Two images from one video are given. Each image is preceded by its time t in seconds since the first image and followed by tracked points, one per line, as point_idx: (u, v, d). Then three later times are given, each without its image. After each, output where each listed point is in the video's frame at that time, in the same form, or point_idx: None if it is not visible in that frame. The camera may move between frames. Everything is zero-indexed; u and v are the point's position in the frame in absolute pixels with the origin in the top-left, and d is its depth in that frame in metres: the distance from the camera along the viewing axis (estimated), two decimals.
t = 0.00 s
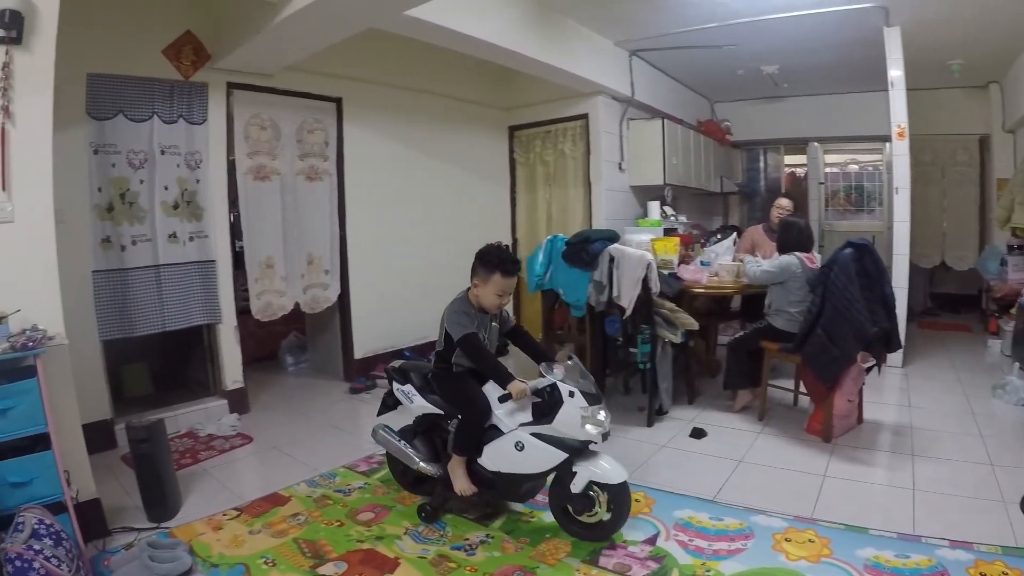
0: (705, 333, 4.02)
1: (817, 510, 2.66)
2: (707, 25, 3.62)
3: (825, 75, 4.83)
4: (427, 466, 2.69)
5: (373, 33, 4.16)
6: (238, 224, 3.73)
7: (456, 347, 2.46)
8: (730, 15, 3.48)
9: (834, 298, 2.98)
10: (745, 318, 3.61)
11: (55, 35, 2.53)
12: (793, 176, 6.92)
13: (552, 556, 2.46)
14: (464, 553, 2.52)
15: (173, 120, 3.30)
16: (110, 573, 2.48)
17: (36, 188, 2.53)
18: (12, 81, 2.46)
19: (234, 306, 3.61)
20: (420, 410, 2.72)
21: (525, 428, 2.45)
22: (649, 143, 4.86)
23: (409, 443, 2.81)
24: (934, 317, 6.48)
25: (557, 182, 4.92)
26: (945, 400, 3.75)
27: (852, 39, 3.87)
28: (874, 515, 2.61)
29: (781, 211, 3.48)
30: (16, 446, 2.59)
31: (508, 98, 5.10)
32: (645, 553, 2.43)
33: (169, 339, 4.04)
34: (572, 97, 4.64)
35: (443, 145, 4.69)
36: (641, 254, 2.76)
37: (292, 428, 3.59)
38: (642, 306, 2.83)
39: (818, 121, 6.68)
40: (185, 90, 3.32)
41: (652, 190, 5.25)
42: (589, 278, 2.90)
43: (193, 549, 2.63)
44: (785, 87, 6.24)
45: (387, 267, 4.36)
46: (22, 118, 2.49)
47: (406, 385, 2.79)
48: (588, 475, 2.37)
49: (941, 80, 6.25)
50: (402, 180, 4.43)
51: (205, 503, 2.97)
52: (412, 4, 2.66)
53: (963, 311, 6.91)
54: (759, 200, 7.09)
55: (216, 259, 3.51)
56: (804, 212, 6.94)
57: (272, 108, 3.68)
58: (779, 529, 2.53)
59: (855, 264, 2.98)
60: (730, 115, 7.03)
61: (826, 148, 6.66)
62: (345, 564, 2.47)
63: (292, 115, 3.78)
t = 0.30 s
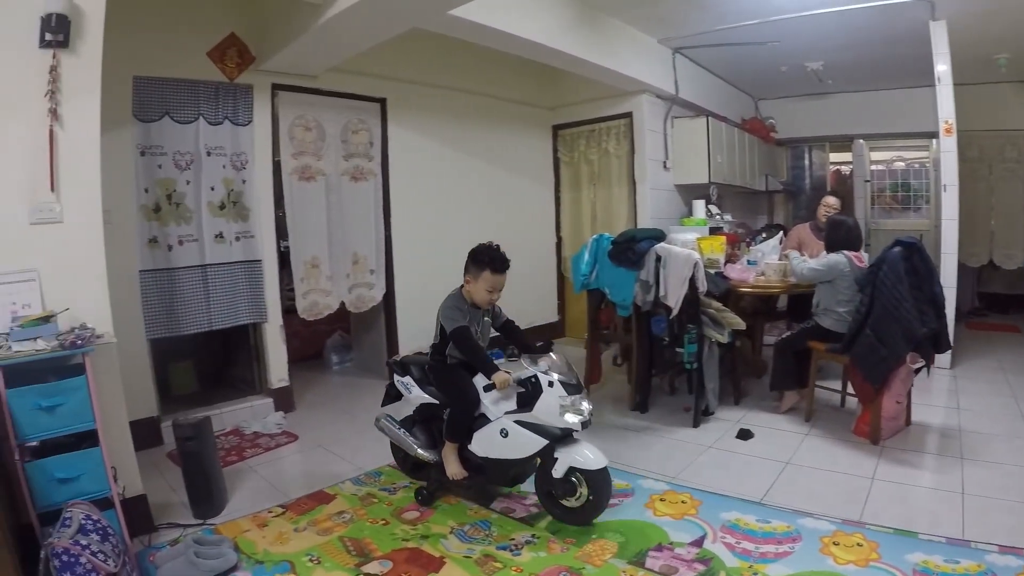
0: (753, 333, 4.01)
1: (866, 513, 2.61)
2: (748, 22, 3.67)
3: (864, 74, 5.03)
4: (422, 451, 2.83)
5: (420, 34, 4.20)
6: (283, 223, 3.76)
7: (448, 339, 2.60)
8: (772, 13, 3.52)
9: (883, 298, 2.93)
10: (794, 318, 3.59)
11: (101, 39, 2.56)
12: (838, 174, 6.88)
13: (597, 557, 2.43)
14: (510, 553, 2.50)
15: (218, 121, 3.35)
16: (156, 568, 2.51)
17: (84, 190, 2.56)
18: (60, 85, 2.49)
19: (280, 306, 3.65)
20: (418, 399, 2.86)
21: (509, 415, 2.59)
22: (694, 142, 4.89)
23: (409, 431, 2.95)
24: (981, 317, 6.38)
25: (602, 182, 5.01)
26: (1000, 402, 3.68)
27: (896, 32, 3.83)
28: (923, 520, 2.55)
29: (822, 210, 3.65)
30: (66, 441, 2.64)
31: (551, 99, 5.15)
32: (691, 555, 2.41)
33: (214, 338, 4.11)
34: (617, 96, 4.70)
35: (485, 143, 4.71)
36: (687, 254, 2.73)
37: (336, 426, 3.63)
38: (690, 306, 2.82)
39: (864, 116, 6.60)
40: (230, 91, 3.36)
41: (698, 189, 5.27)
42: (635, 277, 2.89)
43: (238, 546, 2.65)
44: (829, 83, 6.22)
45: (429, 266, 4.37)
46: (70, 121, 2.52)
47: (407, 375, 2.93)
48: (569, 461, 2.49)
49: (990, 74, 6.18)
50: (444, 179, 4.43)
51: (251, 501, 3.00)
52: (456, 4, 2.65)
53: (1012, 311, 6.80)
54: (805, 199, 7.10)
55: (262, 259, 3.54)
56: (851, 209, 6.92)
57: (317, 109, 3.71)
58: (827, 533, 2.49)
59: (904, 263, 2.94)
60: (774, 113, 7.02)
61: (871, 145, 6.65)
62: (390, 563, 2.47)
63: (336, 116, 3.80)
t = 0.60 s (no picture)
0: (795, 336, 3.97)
1: (910, 519, 2.56)
2: (793, 20, 3.70)
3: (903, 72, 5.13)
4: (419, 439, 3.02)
5: (460, 34, 4.22)
6: (324, 224, 3.80)
7: (440, 336, 2.76)
8: (816, 12, 3.56)
9: (929, 301, 2.88)
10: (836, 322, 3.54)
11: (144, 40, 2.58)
12: (880, 175, 6.83)
13: (639, 561, 2.42)
14: (551, 555, 2.49)
15: (261, 122, 3.39)
16: (198, 564, 2.54)
17: (127, 189, 2.58)
18: (105, 85, 2.50)
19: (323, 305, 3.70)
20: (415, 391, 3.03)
21: (495, 406, 2.75)
22: (736, 143, 4.87)
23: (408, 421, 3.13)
24: None
25: (643, 183, 5.01)
26: None
27: (939, 28, 3.78)
28: (969, 527, 2.49)
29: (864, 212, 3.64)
30: (110, 437, 2.68)
31: (592, 98, 5.16)
32: (734, 560, 2.39)
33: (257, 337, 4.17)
34: (659, 96, 4.69)
35: (523, 143, 4.72)
36: (731, 255, 2.71)
37: (376, 426, 3.66)
38: (733, 308, 2.79)
39: (906, 116, 6.53)
40: (272, 93, 3.41)
41: (739, 189, 5.25)
42: (678, 279, 2.88)
43: (279, 544, 2.68)
44: (871, 83, 6.17)
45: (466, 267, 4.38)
46: (115, 121, 2.54)
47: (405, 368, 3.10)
48: (550, 449, 2.65)
49: None
50: (481, 179, 4.44)
51: (291, 499, 3.02)
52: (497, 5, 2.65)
53: None
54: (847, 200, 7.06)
55: (305, 259, 3.59)
56: (893, 210, 6.90)
57: (359, 110, 3.74)
58: (871, 539, 2.45)
59: (951, 265, 2.88)
60: (814, 112, 6.99)
61: (913, 145, 6.59)
62: (430, 564, 2.47)
63: (378, 117, 3.83)
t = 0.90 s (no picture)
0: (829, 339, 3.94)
1: (941, 526, 2.53)
2: (828, 20, 3.78)
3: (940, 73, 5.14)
4: (411, 425, 3.20)
5: (494, 33, 4.23)
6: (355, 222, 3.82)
7: (428, 328, 2.97)
8: (851, 11, 3.63)
9: (963, 306, 2.84)
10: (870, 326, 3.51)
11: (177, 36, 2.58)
12: (914, 178, 6.77)
13: (669, 564, 2.41)
14: (580, 557, 2.48)
15: (295, 119, 3.41)
16: (226, 559, 2.55)
17: (159, 184, 2.59)
18: (138, 81, 2.51)
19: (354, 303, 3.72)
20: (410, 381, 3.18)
21: (477, 393, 2.94)
22: (769, 145, 4.84)
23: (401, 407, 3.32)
24: None
25: (677, 183, 5.01)
26: None
27: (977, 24, 3.81)
28: (1002, 535, 2.45)
29: (899, 215, 3.64)
30: (139, 432, 2.69)
31: (626, 97, 5.15)
32: (764, 565, 2.37)
33: (288, 334, 4.20)
34: (693, 95, 4.68)
35: (556, 142, 4.72)
36: (765, 256, 2.69)
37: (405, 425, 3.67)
38: (767, 310, 2.77)
39: (941, 119, 6.47)
40: (305, 90, 3.42)
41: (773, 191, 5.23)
42: (711, 280, 2.88)
43: (308, 541, 2.69)
44: (906, 84, 6.13)
45: (495, 266, 4.37)
46: (148, 117, 2.54)
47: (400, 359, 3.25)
48: (526, 433, 2.81)
49: None
50: (512, 178, 4.44)
51: (320, 496, 3.04)
52: (534, 3, 2.65)
53: None
54: (880, 203, 7.00)
55: (336, 256, 3.61)
56: (926, 213, 6.83)
57: (392, 108, 3.75)
58: (902, 546, 2.42)
59: (986, 270, 2.83)
60: (847, 114, 6.94)
61: (948, 148, 6.52)
62: (459, 563, 2.47)
63: (412, 115, 3.84)
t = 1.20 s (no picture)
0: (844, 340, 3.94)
1: (956, 531, 2.51)
2: (848, 20, 3.77)
3: (964, 74, 5.10)
4: (409, 415, 3.21)
5: (513, 29, 4.23)
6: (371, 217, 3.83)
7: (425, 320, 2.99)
8: (871, 12, 3.62)
9: (980, 308, 2.83)
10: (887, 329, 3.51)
11: (195, 29, 2.58)
12: (931, 180, 6.75)
13: (682, 564, 2.40)
14: (593, 555, 2.48)
15: (312, 113, 3.42)
16: (238, 552, 2.56)
17: (175, 177, 2.59)
18: (157, 73, 2.51)
19: (369, 297, 3.73)
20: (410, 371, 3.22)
21: (471, 382, 2.95)
22: (786, 145, 4.83)
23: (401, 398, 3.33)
24: None
25: (693, 182, 5.00)
26: None
27: (999, 25, 3.78)
28: (1017, 541, 2.43)
29: (916, 217, 3.65)
30: (153, 424, 2.70)
31: (644, 95, 5.15)
32: (778, 566, 2.36)
33: (303, 328, 4.21)
34: (710, 94, 4.68)
35: (573, 139, 4.71)
36: (782, 256, 2.68)
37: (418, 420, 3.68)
38: (783, 310, 2.76)
39: (959, 121, 6.45)
40: (323, 84, 3.43)
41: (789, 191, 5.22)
42: (728, 279, 2.87)
43: (320, 535, 2.69)
44: (924, 86, 6.11)
45: (510, 262, 4.38)
46: (166, 108, 2.54)
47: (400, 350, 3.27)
48: (518, 423, 2.84)
49: None
50: (529, 175, 4.45)
51: (333, 490, 3.04)
52: None
53: None
54: (898, 204, 6.99)
55: (352, 250, 3.62)
56: (943, 215, 6.83)
57: (409, 103, 3.75)
58: (916, 550, 2.41)
59: (1004, 272, 2.82)
60: (864, 115, 6.93)
61: (966, 150, 6.50)
62: (472, 560, 2.47)
63: (429, 111, 3.85)
